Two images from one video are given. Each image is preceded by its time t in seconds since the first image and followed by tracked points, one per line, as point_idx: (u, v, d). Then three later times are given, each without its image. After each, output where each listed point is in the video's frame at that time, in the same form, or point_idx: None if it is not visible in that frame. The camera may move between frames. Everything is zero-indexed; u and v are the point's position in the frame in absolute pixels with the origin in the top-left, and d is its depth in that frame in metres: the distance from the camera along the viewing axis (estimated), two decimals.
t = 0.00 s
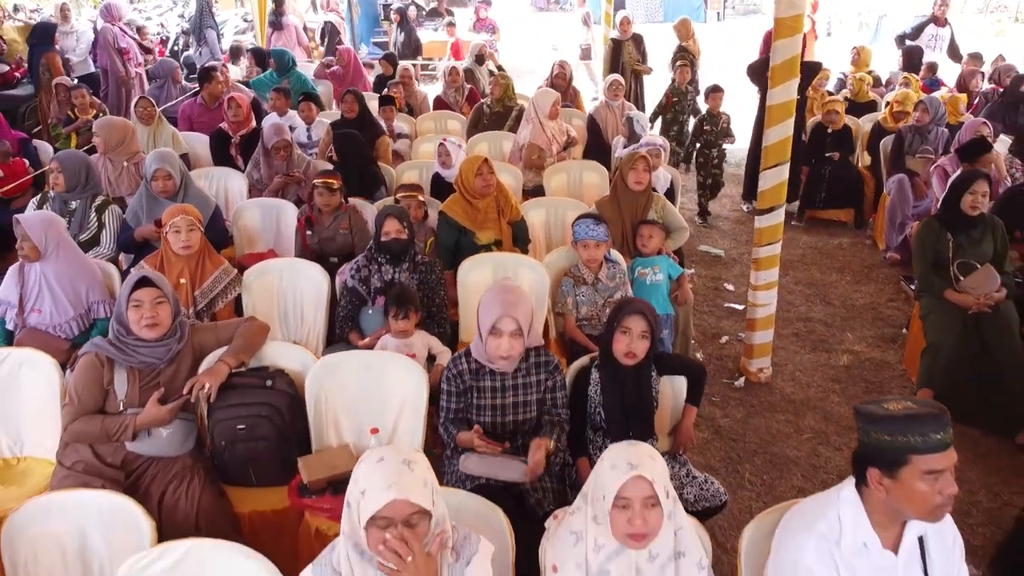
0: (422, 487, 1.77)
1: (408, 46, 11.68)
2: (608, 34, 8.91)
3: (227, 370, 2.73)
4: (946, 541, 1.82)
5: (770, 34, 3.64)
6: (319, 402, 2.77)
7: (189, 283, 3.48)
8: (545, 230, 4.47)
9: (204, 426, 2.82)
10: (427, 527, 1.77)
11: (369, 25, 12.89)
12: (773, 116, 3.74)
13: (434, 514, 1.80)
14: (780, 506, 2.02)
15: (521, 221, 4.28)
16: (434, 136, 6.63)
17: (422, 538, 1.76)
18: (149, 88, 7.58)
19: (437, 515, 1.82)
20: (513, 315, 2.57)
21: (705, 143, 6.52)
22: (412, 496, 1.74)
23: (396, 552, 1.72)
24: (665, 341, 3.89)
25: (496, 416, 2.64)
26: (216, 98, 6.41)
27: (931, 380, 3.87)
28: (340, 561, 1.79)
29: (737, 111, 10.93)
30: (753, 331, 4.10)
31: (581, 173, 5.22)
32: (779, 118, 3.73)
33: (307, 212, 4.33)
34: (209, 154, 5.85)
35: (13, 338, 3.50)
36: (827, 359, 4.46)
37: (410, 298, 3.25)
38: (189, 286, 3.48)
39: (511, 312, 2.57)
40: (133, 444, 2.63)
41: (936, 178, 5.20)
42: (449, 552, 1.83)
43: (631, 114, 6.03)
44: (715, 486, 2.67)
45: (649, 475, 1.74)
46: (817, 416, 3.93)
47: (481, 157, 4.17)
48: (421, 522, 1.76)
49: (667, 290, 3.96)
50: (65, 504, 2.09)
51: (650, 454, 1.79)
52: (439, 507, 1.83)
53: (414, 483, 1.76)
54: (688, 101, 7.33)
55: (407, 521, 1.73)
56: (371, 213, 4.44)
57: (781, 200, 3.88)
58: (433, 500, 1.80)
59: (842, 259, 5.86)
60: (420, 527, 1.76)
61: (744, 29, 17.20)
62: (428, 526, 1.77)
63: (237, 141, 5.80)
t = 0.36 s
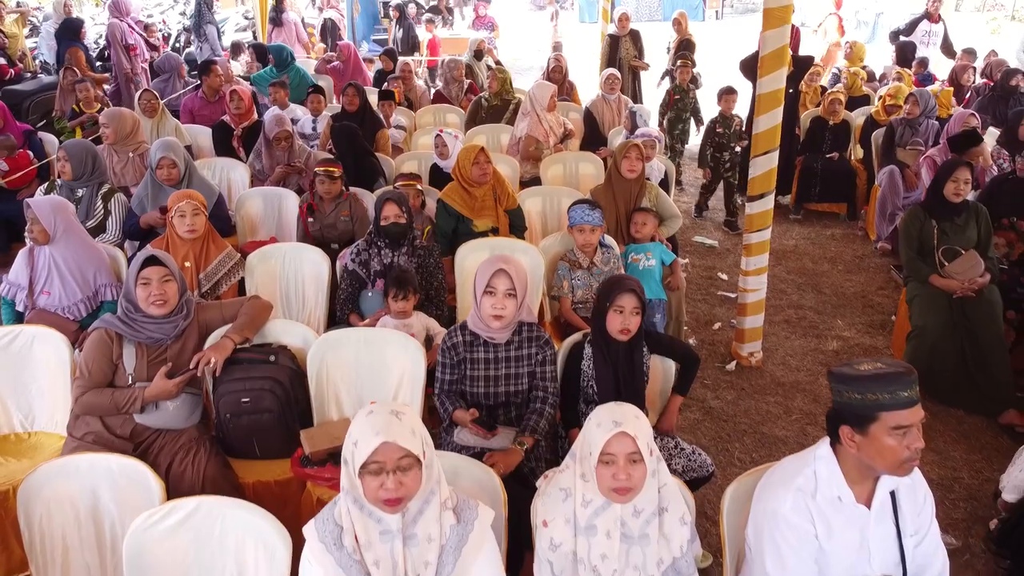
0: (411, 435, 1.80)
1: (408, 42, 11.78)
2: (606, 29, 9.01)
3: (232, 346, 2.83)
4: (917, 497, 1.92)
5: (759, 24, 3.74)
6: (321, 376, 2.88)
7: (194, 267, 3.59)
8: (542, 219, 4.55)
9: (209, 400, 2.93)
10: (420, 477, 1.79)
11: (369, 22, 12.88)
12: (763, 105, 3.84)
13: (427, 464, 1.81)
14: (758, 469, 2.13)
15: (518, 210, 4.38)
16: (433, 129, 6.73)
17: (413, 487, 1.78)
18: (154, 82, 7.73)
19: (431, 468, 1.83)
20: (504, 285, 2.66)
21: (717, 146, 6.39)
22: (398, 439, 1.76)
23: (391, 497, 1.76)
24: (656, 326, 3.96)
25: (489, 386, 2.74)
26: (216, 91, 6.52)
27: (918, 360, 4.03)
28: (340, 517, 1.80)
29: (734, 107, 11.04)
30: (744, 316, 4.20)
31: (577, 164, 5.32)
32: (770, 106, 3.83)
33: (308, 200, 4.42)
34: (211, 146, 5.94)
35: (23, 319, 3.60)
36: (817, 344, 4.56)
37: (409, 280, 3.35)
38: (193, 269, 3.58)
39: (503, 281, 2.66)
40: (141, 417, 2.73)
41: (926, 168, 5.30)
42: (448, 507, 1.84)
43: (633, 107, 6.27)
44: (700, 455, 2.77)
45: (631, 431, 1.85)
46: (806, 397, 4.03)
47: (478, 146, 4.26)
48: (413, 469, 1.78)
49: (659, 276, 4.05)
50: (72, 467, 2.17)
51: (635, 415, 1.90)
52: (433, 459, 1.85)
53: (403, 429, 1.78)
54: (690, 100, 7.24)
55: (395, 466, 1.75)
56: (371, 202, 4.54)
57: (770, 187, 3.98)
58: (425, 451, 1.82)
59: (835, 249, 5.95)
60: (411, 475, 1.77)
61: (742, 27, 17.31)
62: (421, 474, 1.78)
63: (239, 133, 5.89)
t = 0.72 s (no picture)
0: (407, 393, 1.88)
1: (408, 40, 11.89)
2: (603, 26, 9.09)
3: (236, 327, 2.93)
4: (894, 462, 2.00)
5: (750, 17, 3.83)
6: (323, 356, 2.97)
7: (199, 253, 3.69)
8: (538, 209, 4.64)
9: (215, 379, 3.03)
10: (417, 435, 1.87)
11: (369, 20, 13.00)
12: (754, 95, 3.94)
13: (424, 425, 1.89)
14: (744, 439, 2.22)
15: (515, 199, 4.47)
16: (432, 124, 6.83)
17: (410, 443, 1.85)
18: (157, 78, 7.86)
19: (428, 431, 1.90)
20: (498, 263, 2.77)
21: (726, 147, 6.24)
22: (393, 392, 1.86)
23: (388, 451, 1.83)
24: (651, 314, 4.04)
25: (486, 364, 2.83)
26: (217, 86, 6.61)
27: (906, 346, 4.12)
28: (343, 480, 1.87)
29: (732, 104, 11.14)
30: (737, 303, 4.29)
31: (573, 156, 5.41)
32: (760, 97, 3.94)
33: (310, 190, 4.51)
34: (214, 140, 6.03)
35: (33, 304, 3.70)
36: (808, 332, 4.65)
37: (409, 265, 3.43)
38: (198, 256, 3.69)
39: (498, 261, 2.77)
40: (149, 394, 2.83)
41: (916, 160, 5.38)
42: (446, 471, 1.91)
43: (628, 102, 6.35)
44: (690, 432, 2.86)
45: (617, 398, 1.94)
46: (796, 381, 4.12)
47: (474, 137, 4.35)
48: (409, 425, 1.86)
49: (653, 264, 4.13)
50: (86, 436, 2.28)
51: (622, 384, 1.99)
52: (431, 422, 1.92)
53: (400, 385, 1.87)
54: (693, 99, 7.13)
55: (391, 418, 1.84)
56: (371, 193, 4.63)
57: (760, 177, 4.07)
58: (422, 411, 1.91)
59: (828, 242, 6.04)
60: (407, 431, 1.85)
61: (740, 25, 17.42)
62: (417, 431, 1.86)
63: (242, 127, 5.98)
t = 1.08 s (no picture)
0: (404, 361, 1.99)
1: (408, 38, 12.02)
2: (600, 23, 9.20)
3: (242, 310, 3.03)
4: (870, 431, 2.10)
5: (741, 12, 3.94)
6: (326, 338, 3.08)
7: (205, 241, 3.81)
8: (535, 201, 4.74)
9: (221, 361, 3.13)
10: (414, 401, 1.98)
11: (369, 19, 13.12)
12: (745, 89, 4.05)
13: (421, 393, 2.00)
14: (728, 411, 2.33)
15: (512, 191, 4.58)
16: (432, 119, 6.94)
17: (406, 410, 1.96)
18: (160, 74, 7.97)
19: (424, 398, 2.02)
20: (495, 246, 2.88)
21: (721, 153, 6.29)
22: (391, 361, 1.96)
23: (385, 416, 1.94)
24: (644, 301, 4.17)
25: (483, 345, 2.94)
26: (220, 81, 6.72)
27: (892, 334, 4.12)
28: (344, 446, 1.97)
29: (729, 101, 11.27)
30: (729, 292, 4.39)
31: (570, 151, 5.52)
32: (751, 91, 4.05)
33: (312, 182, 4.62)
34: (217, 134, 6.14)
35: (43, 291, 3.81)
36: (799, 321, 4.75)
37: (408, 253, 3.53)
38: (204, 244, 3.81)
39: (495, 245, 2.88)
40: (159, 373, 2.94)
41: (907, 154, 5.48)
42: (442, 436, 2.03)
43: (623, 96, 6.45)
44: (678, 411, 2.97)
45: (603, 368, 2.04)
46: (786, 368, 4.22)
47: (473, 130, 4.45)
48: (406, 393, 1.96)
49: (647, 255, 4.23)
50: (98, 411, 2.39)
51: (610, 356, 2.09)
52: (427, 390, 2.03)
53: (396, 354, 1.98)
54: (699, 102, 6.81)
55: (389, 385, 1.94)
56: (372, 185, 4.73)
57: (751, 169, 4.19)
58: (419, 380, 2.02)
59: (821, 235, 6.15)
60: (402, 398, 1.96)
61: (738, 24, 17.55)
62: (413, 398, 1.97)
63: (244, 122, 6.08)
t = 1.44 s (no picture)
0: (386, 347, 2.05)
1: (408, 37, 12.13)
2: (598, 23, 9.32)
3: (250, 296, 3.15)
4: (850, 406, 2.22)
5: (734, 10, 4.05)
6: (332, 324, 3.20)
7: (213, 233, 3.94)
8: (534, 194, 4.85)
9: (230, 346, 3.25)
10: (395, 384, 2.04)
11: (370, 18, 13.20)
12: (737, 85, 4.17)
13: (401, 378, 2.05)
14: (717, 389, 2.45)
15: (512, 185, 4.69)
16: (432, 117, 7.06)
17: (381, 393, 2.02)
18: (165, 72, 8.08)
19: (412, 382, 2.08)
20: (496, 236, 2.99)
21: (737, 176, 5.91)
22: (370, 346, 2.03)
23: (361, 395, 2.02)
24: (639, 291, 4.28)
25: (484, 330, 3.05)
26: (224, 79, 6.83)
27: (880, 324, 4.23)
28: (353, 413, 2.12)
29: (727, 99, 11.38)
30: (722, 284, 4.51)
31: (568, 147, 5.62)
32: (742, 87, 4.16)
33: (316, 176, 4.74)
34: (222, 131, 6.25)
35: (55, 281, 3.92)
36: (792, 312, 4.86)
37: (410, 243, 3.64)
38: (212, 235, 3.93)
39: (496, 234, 3.00)
40: (170, 357, 3.05)
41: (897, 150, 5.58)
42: (442, 409, 2.14)
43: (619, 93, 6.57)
44: (671, 393, 3.09)
45: (587, 346, 2.15)
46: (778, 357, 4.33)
47: (472, 126, 4.57)
48: (381, 375, 2.02)
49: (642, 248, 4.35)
50: (114, 390, 2.51)
51: (598, 335, 2.20)
52: (414, 373, 2.09)
53: (375, 340, 2.04)
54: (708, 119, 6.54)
55: (365, 366, 2.02)
56: (374, 179, 4.85)
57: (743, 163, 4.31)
58: (402, 365, 2.06)
59: (814, 230, 6.26)
60: (378, 379, 2.02)
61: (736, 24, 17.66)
62: (388, 380, 2.03)
63: (248, 118, 6.19)
